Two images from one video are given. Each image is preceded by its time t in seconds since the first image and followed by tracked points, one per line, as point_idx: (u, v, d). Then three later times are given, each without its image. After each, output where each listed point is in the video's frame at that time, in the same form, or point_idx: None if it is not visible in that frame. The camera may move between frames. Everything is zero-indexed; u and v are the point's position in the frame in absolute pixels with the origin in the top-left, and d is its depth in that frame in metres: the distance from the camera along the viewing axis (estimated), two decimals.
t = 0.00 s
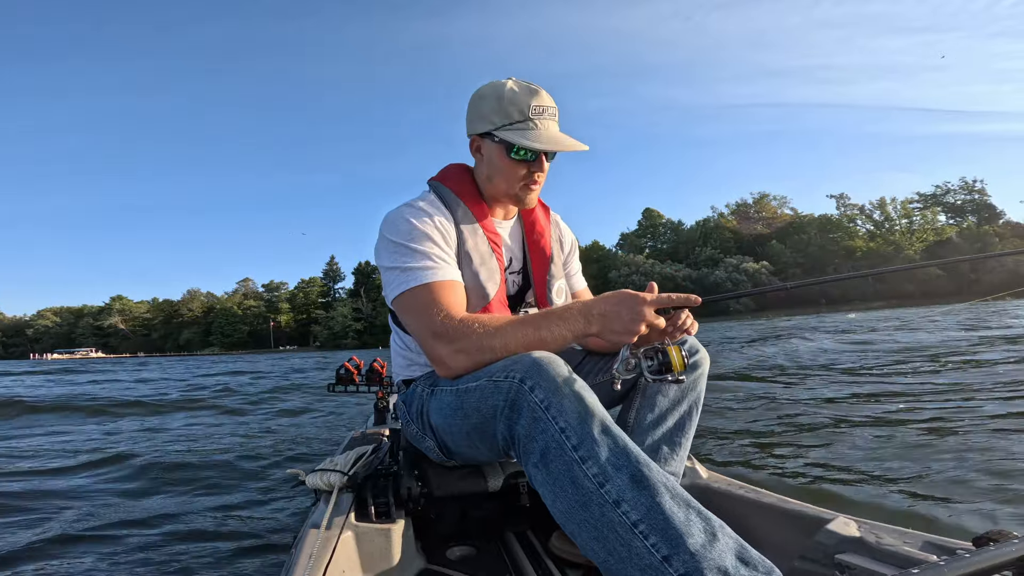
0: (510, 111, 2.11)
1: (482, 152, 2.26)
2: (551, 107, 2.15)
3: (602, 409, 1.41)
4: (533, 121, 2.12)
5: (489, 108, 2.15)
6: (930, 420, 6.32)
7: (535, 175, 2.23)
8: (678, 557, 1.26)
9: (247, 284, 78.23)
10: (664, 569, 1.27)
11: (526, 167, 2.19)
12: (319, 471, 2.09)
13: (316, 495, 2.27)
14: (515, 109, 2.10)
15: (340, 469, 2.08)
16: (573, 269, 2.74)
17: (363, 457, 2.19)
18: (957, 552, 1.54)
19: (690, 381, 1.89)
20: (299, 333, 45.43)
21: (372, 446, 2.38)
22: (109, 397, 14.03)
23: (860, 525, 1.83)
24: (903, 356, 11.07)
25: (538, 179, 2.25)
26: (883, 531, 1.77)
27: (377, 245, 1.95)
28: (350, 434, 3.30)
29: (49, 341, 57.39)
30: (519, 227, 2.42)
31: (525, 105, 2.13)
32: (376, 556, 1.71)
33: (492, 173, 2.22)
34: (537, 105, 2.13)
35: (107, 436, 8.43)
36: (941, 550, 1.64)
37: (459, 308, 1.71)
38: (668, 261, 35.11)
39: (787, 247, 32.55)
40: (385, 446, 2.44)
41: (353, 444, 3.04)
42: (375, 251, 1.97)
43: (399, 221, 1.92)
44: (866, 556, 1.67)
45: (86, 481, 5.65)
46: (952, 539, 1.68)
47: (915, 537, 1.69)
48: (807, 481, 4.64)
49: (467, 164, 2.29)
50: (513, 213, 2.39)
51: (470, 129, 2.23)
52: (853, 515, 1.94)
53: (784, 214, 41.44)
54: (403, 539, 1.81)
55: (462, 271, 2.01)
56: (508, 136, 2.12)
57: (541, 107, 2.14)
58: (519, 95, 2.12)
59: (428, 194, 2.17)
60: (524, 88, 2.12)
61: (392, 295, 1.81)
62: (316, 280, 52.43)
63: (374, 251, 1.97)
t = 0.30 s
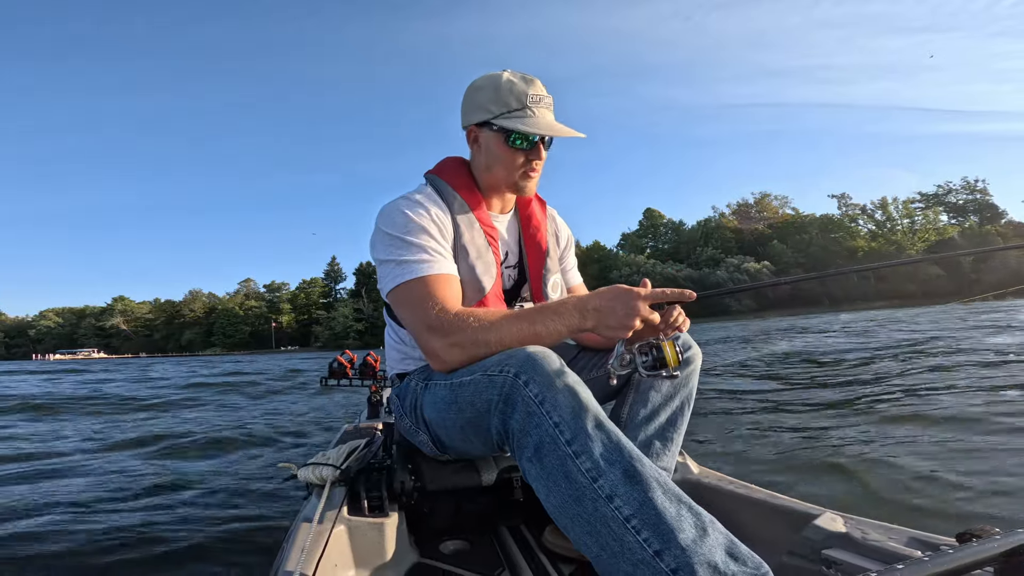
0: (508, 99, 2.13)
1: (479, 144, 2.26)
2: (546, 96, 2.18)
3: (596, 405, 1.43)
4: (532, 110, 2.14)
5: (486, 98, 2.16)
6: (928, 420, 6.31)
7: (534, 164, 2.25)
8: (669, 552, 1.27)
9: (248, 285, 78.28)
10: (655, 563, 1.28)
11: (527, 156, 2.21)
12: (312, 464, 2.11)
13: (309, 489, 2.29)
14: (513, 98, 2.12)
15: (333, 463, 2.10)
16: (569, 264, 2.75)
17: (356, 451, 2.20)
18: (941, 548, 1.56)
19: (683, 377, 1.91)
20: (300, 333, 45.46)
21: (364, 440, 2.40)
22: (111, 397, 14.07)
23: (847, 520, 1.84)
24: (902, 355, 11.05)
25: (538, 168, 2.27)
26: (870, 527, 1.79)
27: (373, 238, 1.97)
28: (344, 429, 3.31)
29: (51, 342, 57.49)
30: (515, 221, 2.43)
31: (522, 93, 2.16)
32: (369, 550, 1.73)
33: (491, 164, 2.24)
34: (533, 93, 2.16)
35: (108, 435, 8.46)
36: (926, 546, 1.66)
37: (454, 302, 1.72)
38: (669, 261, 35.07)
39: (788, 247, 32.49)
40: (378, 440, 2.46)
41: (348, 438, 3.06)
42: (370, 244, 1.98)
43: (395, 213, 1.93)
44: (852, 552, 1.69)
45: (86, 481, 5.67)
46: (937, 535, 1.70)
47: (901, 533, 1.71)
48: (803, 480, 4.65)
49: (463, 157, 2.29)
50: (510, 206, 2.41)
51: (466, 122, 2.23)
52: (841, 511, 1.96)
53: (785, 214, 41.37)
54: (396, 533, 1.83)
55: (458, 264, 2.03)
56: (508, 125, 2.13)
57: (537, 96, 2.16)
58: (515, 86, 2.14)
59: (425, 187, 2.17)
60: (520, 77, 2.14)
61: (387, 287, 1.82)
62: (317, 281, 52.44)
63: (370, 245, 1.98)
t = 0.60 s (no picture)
0: (503, 94, 2.17)
1: (475, 147, 2.27)
2: (535, 89, 2.24)
3: (596, 407, 1.42)
4: (524, 102, 2.19)
5: (480, 98, 2.19)
6: (931, 420, 6.28)
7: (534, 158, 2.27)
8: (670, 554, 1.27)
9: (251, 285, 78.39)
10: (656, 565, 1.28)
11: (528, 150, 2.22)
12: (311, 469, 2.11)
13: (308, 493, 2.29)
14: (508, 91, 2.16)
15: (332, 468, 2.10)
16: (568, 266, 2.74)
17: (355, 455, 2.20)
18: (944, 548, 1.55)
19: (682, 379, 1.90)
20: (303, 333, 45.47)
21: (364, 443, 2.40)
22: (114, 397, 14.09)
23: (847, 521, 1.83)
24: (904, 354, 11.00)
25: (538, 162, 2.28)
26: (871, 527, 1.78)
27: (372, 241, 1.97)
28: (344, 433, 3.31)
29: (55, 342, 57.65)
30: (514, 223, 2.43)
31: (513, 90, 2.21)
32: (370, 554, 1.73)
33: (491, 163, 2.24)
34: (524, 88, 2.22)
35: (110, 436, 8.48)
36: (927, 546, 1.65)
37: (453, 304, 1.72)
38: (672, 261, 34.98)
39: (792, 246, 32.37)
40: (377, 444, 2.46)
41: (347, 442, 3.06)
42: (370, 248, 1.98)
43: (394, 216, 1.93)
44: (854, 552, 1.68)
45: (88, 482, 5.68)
46: (937, 536, 1.70)
47: (902, 534, 1.70)
48: (804, 481, 4.64)
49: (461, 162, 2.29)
50: (509, 208, 2.41)
51: (461, 127, 2.24)
52: (842, 512, 1.95)
53: (788, 214, 41.23)
54: (396, 538, 1.83)
55: (458, 266, 2.02)
56: (506, 119, 2.16)
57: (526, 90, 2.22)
58: (505, 82, 2.19)
59: (424, 190, 2.16)
60: (510, 75, 2.20)
61: (387, 291, 1.82)
62: (320, 281, 52.47)
63: (369, 248, 1.98)
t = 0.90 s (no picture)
0: (499, 98, 2.17)
1: (473, 151, 2.27)
2: (531, 92, 2.23)
3: (600, 411, 1.41)
4: (520, 104, 2.19)
5: (476, 103, 2.19)
6: (937, 423, 6.24)
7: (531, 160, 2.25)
8: (677, 556, 1.26)
9: (256, 284, 78.58)
10: (663, 568, 1.27)
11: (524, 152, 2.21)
12: (316, 475, 2.11)
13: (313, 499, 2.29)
14: (504, 94, 2.16)
15: (337, 474, 2.10)
16: (568, 270, 2.73)
17: (359, 462, 2.19)
18: (954, 549, 1.54)
19: (685, 382, 1.89)
20: (307, 331, 45.57)
21: (368, 450, 2.39)
22: (117, 395, 14.13)
23: (856, 522, 1.82)
24: (909, 355, 10.94)
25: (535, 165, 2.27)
26: (880, 528, 1.77)
27: (373, 248, 1.95)
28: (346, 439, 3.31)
29: (60, 339, 57.88)
30: (515, 228, 2.42)
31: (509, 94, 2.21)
32: (375, 560, 1.72)
33: (489, 165, 2.23)
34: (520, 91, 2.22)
35: (114, 436, 8.50)
36: (938, 547, 1.64)
37: (454, 309, 1.71)
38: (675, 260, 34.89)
39: (796, 246, 32.23)
40: (381, 449, 2.45)
41: (350, 448, 3.06)
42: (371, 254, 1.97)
43: (394, 222, 1.92)
44: (864, 554, 1.66)
45: (91, 484, 5.69)
46: (947, 536, 1.69)
47: (911, 535, 1.69)
48: (807, 485, 4.61)
49: (460, 168, 2.28)
50: (509, 213, 2.40)
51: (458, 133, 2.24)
52: (850, 513, 1.94)
53: (793, 212, 41.06)
54: (401, 543, 1.82)
55: (458, 272, 2.01)
56: (502, 121, 2.15)
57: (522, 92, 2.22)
58: (501, 85, 2.20)
59: (424, 196, 2.15)
60: (505, 79, 2.21)
61: (388, 298, 1.81)
62: (324, 279, 52.54)
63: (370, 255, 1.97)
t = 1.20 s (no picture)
0: (486, 93, 2.21)
1: (466, 148, 2.31)
2: (523, 88, 2.26)
3: (598, 408, 1.41)
4: (508, 98, 2.21)
5: (466, 99, 2.25)
6: (941, 420, 6.21)
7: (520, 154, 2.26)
8: (675, 553, 1.26)
9: (261, 283, 78.80)
10: (661, 565, 1.27)
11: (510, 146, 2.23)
12: (315, 473, 2.12)
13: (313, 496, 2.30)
14: (491, 89, 2.20)
15: (336, 471, 2.11)
16: (566, 267, 2.74)
17: (359, 459, 2.20)
18: (951, 546, 1.54)
19: (683, 379, 1.89)
20: (312, 331, 45.65)
21: (367, 447, 2.40)
22: (123, 394, 14.20)
23: (854, 519, 1.82)
24: (914, 353, 10.88)
25: (524, 159, 2.28)
26: (878, 526, 1.77)
27: (370, 245, 1.97)
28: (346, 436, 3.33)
29: (67, 339, 58.18)
30: (513, 224, 2.43)
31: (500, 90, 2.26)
32: (374, 557, 1.73)
33: (478, 159, 2.27)
34: (511, 87, 2.25)
35: (118, 434, 8.53)
36: (935, 544, 1.64)
37: (452, 306, 1.72)
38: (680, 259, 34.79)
39: (801, 244, 32.08)
40: (381, 446, 2.46)
41: (350, 444, 3.07)
42: (369, 251, 1.98)
43: (392, 220, 1.93)
44: (862, 551, 1.67)
45: (95, 483, 5.72)
46: (944, 533, 1.69)
47: (909, 532, 1.69)
48: (809, 481, 4.60)
49: (456, 166, 2.31)
50: (506, 209, 2.40)
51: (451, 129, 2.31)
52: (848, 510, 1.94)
53: (798, 211, 40.88)
54: (401, 541, 1.83)
55: (455, 268, 2.02)
56: (492, 114, 2.19)
57: (512, 88, 2.25)
58: (492, 82, 2.25)
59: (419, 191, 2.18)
60: (495, 76, 2.26)
61: (386, 295, 1.82)
62: (329, 278, 52.64)
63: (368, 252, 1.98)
